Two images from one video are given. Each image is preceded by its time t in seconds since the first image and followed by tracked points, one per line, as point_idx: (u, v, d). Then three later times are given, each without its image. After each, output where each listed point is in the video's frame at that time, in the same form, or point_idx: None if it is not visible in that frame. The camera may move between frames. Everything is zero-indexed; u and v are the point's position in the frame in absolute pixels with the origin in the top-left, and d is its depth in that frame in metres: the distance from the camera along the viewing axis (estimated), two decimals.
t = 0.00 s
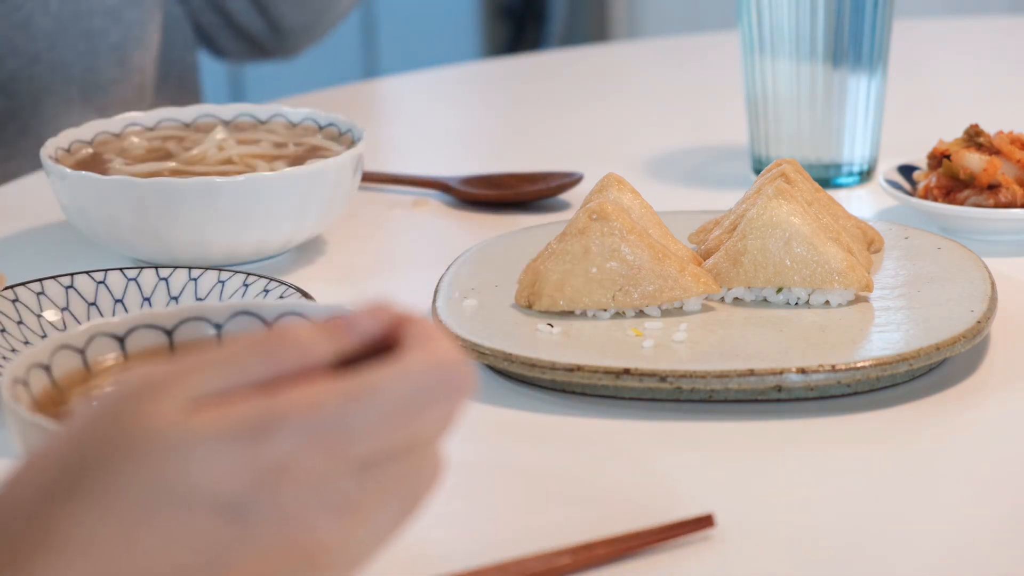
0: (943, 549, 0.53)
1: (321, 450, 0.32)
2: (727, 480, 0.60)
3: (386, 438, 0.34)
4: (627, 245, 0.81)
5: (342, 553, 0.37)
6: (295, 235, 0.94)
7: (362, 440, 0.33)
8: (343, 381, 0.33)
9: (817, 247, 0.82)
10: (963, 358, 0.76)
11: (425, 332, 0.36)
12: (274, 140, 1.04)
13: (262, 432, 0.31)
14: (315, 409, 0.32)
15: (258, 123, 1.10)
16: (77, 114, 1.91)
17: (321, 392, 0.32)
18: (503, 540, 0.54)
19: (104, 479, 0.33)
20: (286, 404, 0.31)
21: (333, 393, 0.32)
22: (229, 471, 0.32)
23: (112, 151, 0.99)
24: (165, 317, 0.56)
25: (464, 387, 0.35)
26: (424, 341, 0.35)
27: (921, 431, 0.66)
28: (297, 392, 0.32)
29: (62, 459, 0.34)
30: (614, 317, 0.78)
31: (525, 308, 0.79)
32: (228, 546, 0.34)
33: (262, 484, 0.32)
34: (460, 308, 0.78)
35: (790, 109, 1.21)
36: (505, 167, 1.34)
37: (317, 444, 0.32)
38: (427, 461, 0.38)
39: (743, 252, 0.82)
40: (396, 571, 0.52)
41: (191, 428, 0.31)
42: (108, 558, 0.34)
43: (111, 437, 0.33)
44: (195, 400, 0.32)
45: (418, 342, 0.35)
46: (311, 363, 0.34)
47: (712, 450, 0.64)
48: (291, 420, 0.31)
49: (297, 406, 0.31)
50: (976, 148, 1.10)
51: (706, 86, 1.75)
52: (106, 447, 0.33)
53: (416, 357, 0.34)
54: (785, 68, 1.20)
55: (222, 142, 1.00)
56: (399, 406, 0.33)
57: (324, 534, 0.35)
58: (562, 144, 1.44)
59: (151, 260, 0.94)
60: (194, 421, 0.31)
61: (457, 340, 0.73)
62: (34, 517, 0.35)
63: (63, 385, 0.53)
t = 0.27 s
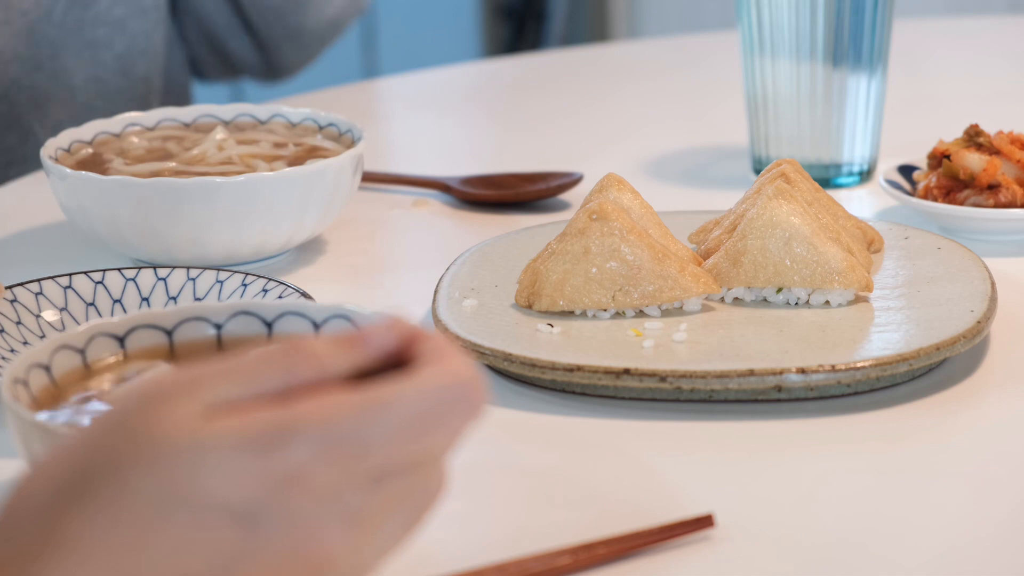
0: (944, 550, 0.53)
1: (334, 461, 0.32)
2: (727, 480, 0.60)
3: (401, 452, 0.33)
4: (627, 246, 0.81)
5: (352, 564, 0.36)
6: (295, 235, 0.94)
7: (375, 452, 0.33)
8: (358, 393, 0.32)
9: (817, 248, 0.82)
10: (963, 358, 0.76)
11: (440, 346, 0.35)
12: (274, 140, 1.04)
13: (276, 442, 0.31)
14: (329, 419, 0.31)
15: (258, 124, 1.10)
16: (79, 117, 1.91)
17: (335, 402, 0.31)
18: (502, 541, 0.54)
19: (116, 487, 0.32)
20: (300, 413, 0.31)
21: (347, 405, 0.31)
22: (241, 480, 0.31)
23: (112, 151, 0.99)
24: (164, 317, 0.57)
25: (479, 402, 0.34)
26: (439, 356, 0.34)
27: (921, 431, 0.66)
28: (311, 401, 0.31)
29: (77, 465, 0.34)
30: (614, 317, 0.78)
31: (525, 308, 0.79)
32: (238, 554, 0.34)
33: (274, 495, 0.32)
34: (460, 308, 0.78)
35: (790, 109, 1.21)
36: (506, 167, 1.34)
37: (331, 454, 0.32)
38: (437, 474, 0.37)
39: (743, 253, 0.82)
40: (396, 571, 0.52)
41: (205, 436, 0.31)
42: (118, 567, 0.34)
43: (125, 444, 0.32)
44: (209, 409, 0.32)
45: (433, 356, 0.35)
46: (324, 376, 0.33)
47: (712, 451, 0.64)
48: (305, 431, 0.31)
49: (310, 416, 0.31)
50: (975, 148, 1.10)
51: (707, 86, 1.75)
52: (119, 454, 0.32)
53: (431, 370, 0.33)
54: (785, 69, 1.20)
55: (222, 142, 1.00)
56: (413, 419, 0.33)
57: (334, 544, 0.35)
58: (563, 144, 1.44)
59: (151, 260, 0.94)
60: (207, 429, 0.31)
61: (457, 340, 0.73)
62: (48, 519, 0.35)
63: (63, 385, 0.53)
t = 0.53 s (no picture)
0: (945, 550, 0.53)
1: (341, 470, 0.33)
2: (728, 480, 0.60)
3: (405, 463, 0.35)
4: (627, 246, 0.81)
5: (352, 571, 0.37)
6: (295, 235, 0.94)
7: (380, 463, 0.34)
8: (365, 406, 0.34)
9: (817, 248, 0.82)
10: (963, 358, 0.76)
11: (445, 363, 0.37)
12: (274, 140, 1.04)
13: (286, 450, 0.32)
14: (338, 430, 0.33)
15: (258, 123, 1.10)
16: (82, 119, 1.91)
17: (344, 415, 0.33)
18: (501, 541, 0.54)
19: (122, 492, 0.33)
20: (309, 424, 0.32)
21: (355, 416, 0.33)
22: (250, 486, 0.32)
23: (113, 151, 0.99)
24: (164, 317, 0.57)
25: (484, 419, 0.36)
26: (445, 372, 0.36)
27: (922, 431, 0.66)
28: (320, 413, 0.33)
29: (78, 470, 0.35)
30: (614, 317, 0.78)
31: (525, 307, 0.79)
32: (242, 556, 0.35)
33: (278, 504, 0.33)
34: (459, 308, 0.78)
35: (790, 109, 1.21)
36: (505, 167, 1.34)
37: (337, 463, 0.33)
38: (437, 486, 0.39)
39: (743, 253, 0.82)
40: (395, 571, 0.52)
41: (216, 442, 0.32)
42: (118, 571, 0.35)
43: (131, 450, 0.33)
44: (219, 417, 0.33)
45: (440, 373, 0.36)
46: (332, 389, 0.35)
47: (711, 451, 0.64)
48: (314, 440, 0.32)
49: (319, 426, 0.32)
50: (975, 148, 1.10)
51: (707, 86, 1.75)
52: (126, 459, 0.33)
53: (438, 387, 0.35)
54: (785, 69, 1.20)
55: (222, 142, 1.00)
56: (419, 434, 0.34)
57: (336, 551, 0.36)
58: (563, 143, 1.44)
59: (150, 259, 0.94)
60: (218, 437, 0.32)
61: (457, 340, 0.73)
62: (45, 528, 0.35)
63: (62, 386, 0.53)
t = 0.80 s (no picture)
0: (945, 549, 0.53)
1: (356, 488, 0.33)
2: (727, 480, 0.60)
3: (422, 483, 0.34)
4: (627, 246, 0.81)
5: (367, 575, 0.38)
6: (295, 234, 0.94)
7: (397, 482, 0.34)
8: (382, 428, 0.33)
9: (817, 247, 0.82)
10: (963, 358, 0.76)
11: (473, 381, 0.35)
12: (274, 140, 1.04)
13: (299, 468, 0.32)
14: (352, 452, 0.32)
15: (258, 123, 1.10)
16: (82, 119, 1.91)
17: (358, 437, 0.32)
18: (499, 542, 0.54)
19: (139, 495, 0.34)
20: (322, 445, 0.32)
21: (371, 439, 0.32)
22: (264, 500, 0.33)
23: (113, 151, 0.99)
24: (164, 317, 0.57)
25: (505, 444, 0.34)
26: (470, 391, 0.34)
27: (923, 431, 0.66)
28: (334, 433, 0.32)
29: (105, 465, 0.36)
30: (615, 317, 0.78)
31: (525, 308, 0.79)
32: (256, 560, 0.35)
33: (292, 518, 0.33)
34: (459, 308, 0.78)
35: (790, 109, 1.21)
36: (505, 167, 1.34)
37: (352, 483, 0.33)
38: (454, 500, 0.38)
39: (743, 253, 0.82)
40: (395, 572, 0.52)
41: (230, 457, 0.32)
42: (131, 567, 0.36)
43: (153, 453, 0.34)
44: (237, 427, 0.33)
45: (464, 394, 0.34)
46: (354, 407, 0.33)
47: (711, 451, 0.64)
48: (327, 461, 0.32)
49: (333, 447, 0.32)
50: (976, 148, 1.10)
51: (707, 86, 1.75)
52: (146, 464, 0.34)
53: (460, 409, 0.33)
54: (785, 69, 1.20)
55: (222, 142, 1.00)
56: (437, 457, 0.33)
57: (354, 557, 0.37)
58: (563, 143, 1.44)
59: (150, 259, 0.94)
60: (233, 452, 0.32)
61: (457, 340, 0.73)
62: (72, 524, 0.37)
63: (63, 385, 0.53)
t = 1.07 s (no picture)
0: (945, 549, 0.53)
1: (358, 468, 0.35)
2: (728, 481, 0.60)
3: (418, 464, 0.36)
4: (627, 246, 0.81)
5: (358, 562, 0.39)
6: (296, 234, 0.94)
7: (397, 462, 0.35)
8: (385, 407, 0.34)
9: (817, 248, 0.82)
10: (962, 359, 0.76)
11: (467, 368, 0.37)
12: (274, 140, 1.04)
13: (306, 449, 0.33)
14: (357, 432, 0.34)
15: (258, 124, 1.10)
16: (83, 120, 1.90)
17: (364, 417, 0.34)
18: (496, 542, 0.54)
19: (138, 482, 0.34)
20: (329, 425, 0.33)
21: (372, 418, 0.34)
22: (270, 479, 0.34)
23: (113, 152, 0.99)
24: (164, 317, 0.57)
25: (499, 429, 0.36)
26: (466, 375, 0.36)
27: (923, 430, 0.66)
28: (341, 413, 0.34)
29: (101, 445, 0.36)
30: (615, 317, 0.78)
31: (525, 308, 0.79)
32: (255, 545, 0.36)
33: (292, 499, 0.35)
34: (459, 308, 0.78)
35: (790, 109, 1.21)
36: (505, 167, 1.34)
37: (352, 461, 0.34)
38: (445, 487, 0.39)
39: (743, 253, 0.82)
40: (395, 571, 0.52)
41: (239, 438, 0.33)
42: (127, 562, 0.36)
43: (154, 434, 0.34)
44: (240, 408, 0.34)
45: (460, 374, 0.36)
46: (354, 388, 0.35)
47: (712, 451, 0.64)
48: (333, 439, 0.34)
49: (338, 425, 0.33)
50: (976, 148, 1.10)
51: (707, 86, 1.75)
52: (147, 444, 0.34)
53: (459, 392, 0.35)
54: (785, 69, 1.20)
55: (222, 142, 1.00)
56: (434, 436, 0.35)
57: (350, 543, 0.38)
58: (563, 143, 1.44)
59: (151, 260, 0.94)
60: (241, 433, 0.33)
61: (457, 340, 0.73)
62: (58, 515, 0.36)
63: (63, 386, 0.53)
